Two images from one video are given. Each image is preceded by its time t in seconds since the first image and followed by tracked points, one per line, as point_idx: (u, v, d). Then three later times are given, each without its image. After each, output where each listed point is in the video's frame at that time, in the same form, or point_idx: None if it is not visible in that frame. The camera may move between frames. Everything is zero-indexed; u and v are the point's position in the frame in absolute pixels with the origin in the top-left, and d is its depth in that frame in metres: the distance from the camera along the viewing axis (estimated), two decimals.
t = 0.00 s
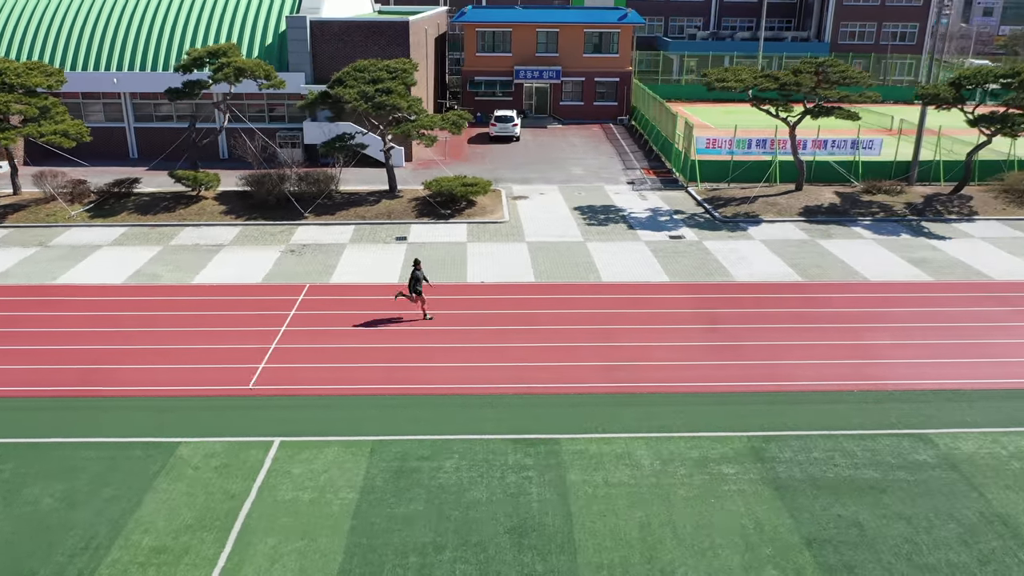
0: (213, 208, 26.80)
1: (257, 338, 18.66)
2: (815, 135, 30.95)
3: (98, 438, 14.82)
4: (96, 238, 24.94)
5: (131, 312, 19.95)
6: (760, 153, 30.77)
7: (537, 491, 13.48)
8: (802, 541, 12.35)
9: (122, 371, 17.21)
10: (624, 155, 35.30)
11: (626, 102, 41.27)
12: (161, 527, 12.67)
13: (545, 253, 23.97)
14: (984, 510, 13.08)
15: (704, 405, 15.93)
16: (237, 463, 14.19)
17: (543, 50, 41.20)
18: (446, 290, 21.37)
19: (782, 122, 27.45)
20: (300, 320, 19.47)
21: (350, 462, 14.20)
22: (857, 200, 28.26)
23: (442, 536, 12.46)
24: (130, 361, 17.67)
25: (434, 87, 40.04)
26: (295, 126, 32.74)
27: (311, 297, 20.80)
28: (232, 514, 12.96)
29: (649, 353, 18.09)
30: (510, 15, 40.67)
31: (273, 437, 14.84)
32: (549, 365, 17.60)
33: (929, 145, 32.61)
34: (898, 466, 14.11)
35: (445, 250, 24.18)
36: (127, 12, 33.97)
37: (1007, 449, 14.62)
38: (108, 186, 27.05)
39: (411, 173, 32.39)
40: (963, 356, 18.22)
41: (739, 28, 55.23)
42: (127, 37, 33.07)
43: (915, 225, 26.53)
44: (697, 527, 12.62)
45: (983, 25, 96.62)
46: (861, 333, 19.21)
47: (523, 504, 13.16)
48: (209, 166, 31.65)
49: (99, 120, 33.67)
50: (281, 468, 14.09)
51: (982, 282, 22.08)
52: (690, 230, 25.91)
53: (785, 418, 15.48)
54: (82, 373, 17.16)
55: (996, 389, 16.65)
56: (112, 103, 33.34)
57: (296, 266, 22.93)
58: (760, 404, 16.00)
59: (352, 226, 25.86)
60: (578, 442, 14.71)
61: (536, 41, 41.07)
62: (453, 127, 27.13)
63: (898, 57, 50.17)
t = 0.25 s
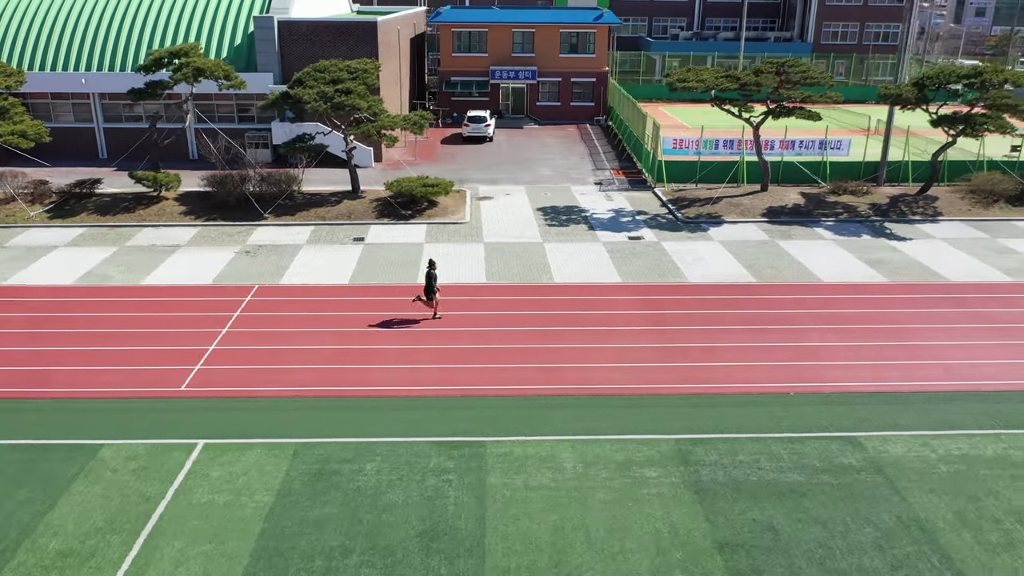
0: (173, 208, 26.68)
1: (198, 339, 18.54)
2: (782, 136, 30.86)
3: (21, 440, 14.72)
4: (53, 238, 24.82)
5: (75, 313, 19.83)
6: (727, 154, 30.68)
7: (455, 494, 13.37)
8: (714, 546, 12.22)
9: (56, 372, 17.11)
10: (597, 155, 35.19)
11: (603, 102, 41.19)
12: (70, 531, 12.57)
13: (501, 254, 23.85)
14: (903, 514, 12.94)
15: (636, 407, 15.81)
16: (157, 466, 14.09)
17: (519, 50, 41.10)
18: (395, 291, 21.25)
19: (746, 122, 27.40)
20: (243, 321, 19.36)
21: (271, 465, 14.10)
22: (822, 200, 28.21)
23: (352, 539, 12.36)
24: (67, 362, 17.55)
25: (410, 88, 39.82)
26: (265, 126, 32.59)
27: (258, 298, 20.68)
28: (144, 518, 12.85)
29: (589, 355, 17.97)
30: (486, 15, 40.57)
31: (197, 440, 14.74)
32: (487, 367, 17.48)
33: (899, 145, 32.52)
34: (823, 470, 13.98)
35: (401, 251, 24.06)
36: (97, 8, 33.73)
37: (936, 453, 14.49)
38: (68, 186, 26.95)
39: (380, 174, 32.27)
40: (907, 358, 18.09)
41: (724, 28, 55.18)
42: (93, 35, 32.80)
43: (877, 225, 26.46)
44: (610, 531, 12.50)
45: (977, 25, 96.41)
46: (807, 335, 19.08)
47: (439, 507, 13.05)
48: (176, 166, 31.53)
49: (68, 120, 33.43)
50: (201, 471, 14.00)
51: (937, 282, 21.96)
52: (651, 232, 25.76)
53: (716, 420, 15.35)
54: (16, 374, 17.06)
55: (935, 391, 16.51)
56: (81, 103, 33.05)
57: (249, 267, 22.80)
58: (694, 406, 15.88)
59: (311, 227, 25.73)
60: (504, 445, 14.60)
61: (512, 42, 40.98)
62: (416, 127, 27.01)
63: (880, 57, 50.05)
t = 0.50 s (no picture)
0: (145, 209, 26.57)
1: (156, 341, 18.44)
2: (760, 137, 30.78)
3: None
4: (22, 239, 24.70)
5: (36, 314, 19.72)
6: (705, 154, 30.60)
7: (397, 497, 13.27)
8: (653, 550, 12.12)
9: (9, 374, 17.01)
10: (577, 156, 35.10)
11: (587, 103, 41.14)
12: (6, 534, 12.48)
13: (470, 255, 23.76)
14: (847, 518, 12.82)
15: (589, 410, 15.71)
16: (101, 469, 14.00)
17: (502, 50, 40.98)
18: (359, 292, 21.15)
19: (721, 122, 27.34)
20: (203, 323, 19.26)
21: (215, 468, 14.01)
22: (797, 202, 28.14)
23: (288, 543, 12.27)
24: (21, 363, 17.44)
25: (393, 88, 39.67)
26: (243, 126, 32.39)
27: (221, 299, 20.58)
28: (83, 521, 12.76)
29: (548, 357, 17.88)
30: (469, 15, 40.45)
31: (144, 443, 14.66)
32: (444, 369, 17.38)
33: (879, 146, 32.46)
34: (770, 473, 13.87)
35: (371, 252, 23.96)
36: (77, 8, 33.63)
37: (886, 456, 14.38)
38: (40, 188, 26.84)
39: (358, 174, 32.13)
40: (868, 359, 17.99)
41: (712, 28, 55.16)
42: (72, 35, 32.71)
43: (851, 226, 26.39)
44: (550, 535, 12.40)
45: (972, 26, 96.27)
46: (770, 336, 18.99)
47: (380, 511, 12.96)
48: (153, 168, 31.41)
49: (47, 120, 33.32)
50: (145, 474, 13.91)
51: (904, 283, 21.88)
52: (624, 233, 25.63)
53: (667, 423, 15.26)
54: None
55: (892, 394, 16.41)
56: (60, 104, 32.94)
57: (216, 269, 22.69)
58: (648, 408, 15.78)
59: (283, 228, 25.62)
60: (452, 447, 14.51)
61: (496, 42, 40.86)
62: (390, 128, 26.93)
63: (868, 57, 49.93)
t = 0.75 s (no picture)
0: (119, 211, 26.47)
1: (115, 344, 18.35)
2: (739, 138, 30.66)
3: None
4: None
5: None
6: (683, 155, 30.51)
7: (341, 502, 13.19)
8: (592, 555, 12.02)
9: None
10: (559, 156, 35.04)
11: (571, 103, 41.16)
12: None
13: (441, 257, 23.68)
14: (792, 523, 12.71)
15: (544, 413, 15.61)
16: (47, 473, 13.92)
17: (487, 51, 40.84)
18: (324, 295, 21.07)
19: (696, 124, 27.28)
20: (165, 326, 19.17)
21: (161, 472, 13.93)
22: (774, 203, 28.05)
23: (226, 548, 12.19)
24: None
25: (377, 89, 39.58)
26: (222, 127, 32.22)
27: (186, 302, 20.49)
28: (22, 526, 12.68)
29: (508, 360, 17.79)
30: (453, 16, 40.32)
31: (92, 447, 14.58)
32: (402, 372, 17.29)
33: (859, 147, 32.38)
34: (719, 478, 13.76)
35: (341, 254, 23.88)
36: (57, 9, 33.58)
37: (838, 461, 14.26)
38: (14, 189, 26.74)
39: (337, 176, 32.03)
40: (830, 362, 17.88)
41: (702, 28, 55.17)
42: (52, 37, 32.66)
43: (827, 228, 26.30)
44: (490, 540, 12.31)
45: (967, 26, 96.34)
46: (733, 339, 18.91)
47: (322, 516, 12.88)
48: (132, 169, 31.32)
49: (27, 121, 33.24)
50: (90, 478, 13.83)
51: (874, 286, 21.81)
52: (597, 235, 25.51)
53: (620, 427, 15.16)
54: None
55: (850, 397, 16.30)
56: (40, 106, 32.87)
57: (183, 271, 22.58)
58: (603, 412, 15.68)
59: (255, 230, 25.52)
60: (401, 451, 14.42)
61: (480, 42, 40.76)
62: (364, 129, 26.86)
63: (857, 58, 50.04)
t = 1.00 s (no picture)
0: (97, 212, 26.42)
1: (82, 347, 18.29)
2: (721, 138, 30.60)
3: None
4: None
5: None
6: (665, 156, 30.48)
7: (294, 505, 13.14)
8: (541, 559, 11.97)
9: None
10: (543, 156, 35.01)
11: (559, 103, 41.13)
12: None
13: (416, 258, 23.65)
14: (745, 527, 12.64)
15: (505, 416, 15.56)
16: (2, 475, 13.88)
17: (474, 51, 40.85)
18: (296, 296, 21.05)
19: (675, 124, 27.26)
20: (133, 329, 19.12)
21: (116, 475, 13.89)
22: (754, 204, 28.01)
23: (175, 551, 12.15)
24: None
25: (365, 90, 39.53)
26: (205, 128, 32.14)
27: (157, 304, 20.45)
28: None
29: (476, 362, 17.75)
30: (440, 16, 40.30)
31: (50, 449, 14.54)
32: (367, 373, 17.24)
33: (842, 147, 32.33)
34: (675, 481, 13.70)
35: (317, 255, 23.84)
36: (42, 10, 33.60)
37: (797, 464, 14.19)
38: None
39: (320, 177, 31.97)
40: (797, 364, 17.83)
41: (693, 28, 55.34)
42: (35, 38, 32.65)
43: (806, 229, 26.25)
44: (440, 544, 12.25)
45: (961, 29, 96.72)
46: (702, 341, 18.86)
47: (274, 519, 12.83)
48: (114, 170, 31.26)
49: (12, 122, 33.22)
50: (46, 480, 13.79)
51: (847, 287, 21.77)
52: (575, 236, 25.44)
53: (580, 430, 15.10)
54: None
55: (814, 400, 16.23)
56: (24, 107, 32.85)
57: (157, 272, 22.53)
58: (565, 414, 15.63)
59: (233, 231, 25.47)
60: (359, 454, 14.38)
61: (467, 43, 40.75)
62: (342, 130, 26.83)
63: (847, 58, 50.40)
